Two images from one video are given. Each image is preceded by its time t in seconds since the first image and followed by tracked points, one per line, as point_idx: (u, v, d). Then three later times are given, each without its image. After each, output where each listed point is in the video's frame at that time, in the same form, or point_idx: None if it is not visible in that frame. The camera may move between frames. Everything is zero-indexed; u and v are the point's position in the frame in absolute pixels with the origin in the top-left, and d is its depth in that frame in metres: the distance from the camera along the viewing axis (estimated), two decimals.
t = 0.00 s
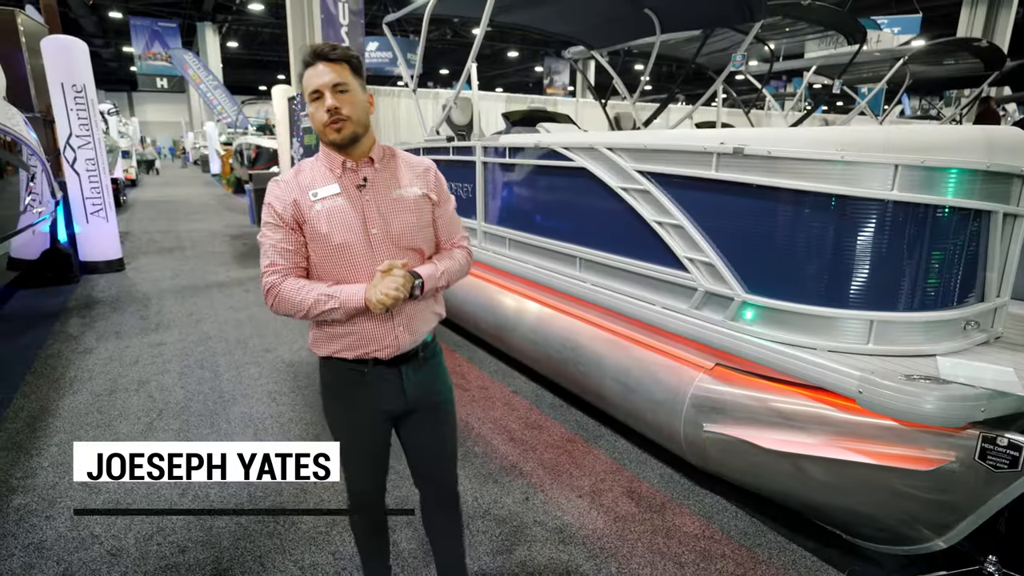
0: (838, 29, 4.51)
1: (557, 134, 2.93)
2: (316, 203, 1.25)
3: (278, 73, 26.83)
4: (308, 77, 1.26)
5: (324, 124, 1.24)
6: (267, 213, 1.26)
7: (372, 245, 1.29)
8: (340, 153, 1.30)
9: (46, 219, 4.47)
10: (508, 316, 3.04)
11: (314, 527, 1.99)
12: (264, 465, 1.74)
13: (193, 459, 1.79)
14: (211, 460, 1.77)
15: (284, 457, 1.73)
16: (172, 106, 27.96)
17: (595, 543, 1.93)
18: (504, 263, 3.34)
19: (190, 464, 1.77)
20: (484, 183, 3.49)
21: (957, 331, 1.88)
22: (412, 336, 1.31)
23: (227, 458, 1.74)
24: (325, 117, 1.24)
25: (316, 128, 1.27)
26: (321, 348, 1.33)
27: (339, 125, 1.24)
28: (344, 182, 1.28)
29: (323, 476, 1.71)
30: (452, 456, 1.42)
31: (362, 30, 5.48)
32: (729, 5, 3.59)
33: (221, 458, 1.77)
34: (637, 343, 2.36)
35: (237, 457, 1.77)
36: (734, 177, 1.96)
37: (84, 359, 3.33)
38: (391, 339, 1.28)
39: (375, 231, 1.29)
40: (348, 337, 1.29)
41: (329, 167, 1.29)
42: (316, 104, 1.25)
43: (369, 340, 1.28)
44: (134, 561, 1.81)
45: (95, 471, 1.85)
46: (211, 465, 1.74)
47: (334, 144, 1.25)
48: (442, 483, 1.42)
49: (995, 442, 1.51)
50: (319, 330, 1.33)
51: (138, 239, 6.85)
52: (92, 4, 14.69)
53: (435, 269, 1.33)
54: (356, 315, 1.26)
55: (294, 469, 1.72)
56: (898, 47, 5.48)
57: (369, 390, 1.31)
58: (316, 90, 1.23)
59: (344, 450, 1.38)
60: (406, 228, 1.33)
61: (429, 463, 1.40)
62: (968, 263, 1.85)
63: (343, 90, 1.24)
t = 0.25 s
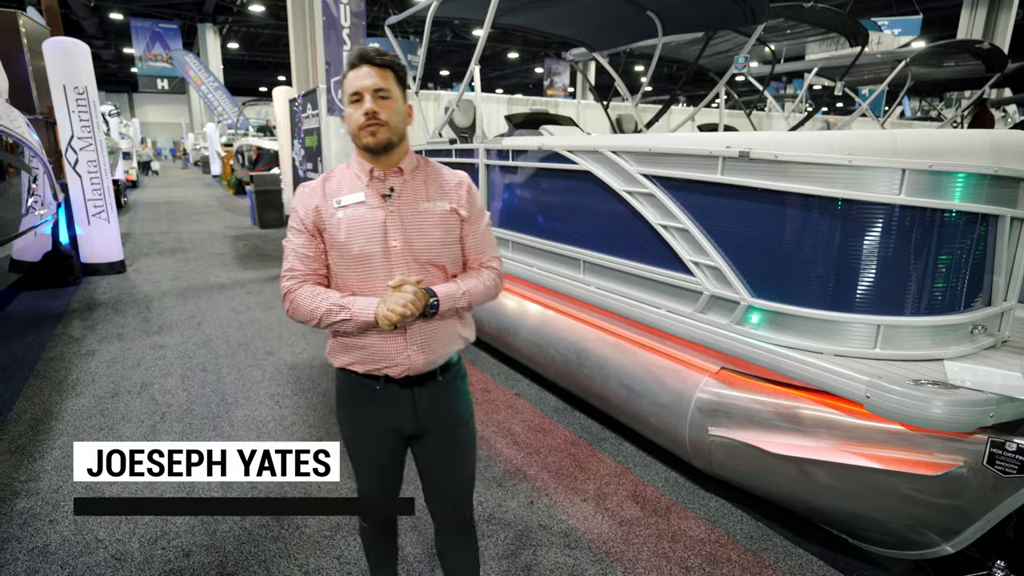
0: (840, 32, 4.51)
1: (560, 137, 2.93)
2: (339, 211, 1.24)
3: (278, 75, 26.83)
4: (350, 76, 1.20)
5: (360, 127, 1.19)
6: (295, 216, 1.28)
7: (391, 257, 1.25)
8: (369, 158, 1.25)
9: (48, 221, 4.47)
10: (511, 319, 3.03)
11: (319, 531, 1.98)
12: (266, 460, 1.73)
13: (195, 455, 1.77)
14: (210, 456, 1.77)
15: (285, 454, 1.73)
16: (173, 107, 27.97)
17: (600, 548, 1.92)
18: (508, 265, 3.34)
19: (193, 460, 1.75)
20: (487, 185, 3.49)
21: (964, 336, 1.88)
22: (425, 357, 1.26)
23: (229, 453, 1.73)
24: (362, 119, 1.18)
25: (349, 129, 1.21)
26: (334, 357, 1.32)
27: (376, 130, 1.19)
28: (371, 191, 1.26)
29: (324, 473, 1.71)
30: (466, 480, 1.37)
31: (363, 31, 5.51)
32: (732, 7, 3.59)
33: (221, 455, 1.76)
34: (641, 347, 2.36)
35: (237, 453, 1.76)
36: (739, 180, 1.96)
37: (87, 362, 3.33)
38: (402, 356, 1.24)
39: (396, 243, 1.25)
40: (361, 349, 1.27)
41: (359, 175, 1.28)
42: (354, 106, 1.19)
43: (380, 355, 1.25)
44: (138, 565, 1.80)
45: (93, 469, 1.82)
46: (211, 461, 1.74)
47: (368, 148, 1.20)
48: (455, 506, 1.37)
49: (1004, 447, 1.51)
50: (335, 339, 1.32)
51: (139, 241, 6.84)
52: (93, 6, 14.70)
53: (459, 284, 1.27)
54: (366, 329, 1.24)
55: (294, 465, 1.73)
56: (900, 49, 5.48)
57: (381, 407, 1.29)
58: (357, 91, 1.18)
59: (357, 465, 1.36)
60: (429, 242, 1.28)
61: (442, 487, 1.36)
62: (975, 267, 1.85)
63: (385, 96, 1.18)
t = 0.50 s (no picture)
0: (841, 32, 4.52)
1: (563, 138, 2.94)
2: (379, 208, 1.22)
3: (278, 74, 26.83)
4: (408, 71, 1.18)
5: (413, 123, 1.17)
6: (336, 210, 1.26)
7: (428, 258, 1.22)
8: (418, 155, 1.23)
9: (50, 222, 4.47)
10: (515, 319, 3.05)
11: (324, 532, 2.00)
12: (265, 459, 1.82)
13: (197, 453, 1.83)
14: (210, 454, 2.00)
15: (284, 451, 1.84)
16: (173, 106, 27.97)
17: (604, 547, 1.93)
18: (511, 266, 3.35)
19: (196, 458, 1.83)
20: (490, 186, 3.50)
21: (966, 337, 1.89)
22: (456, 366, 1.24)
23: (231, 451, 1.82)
24: (416, 116, 1.16)
25: (402, 123, 1.19)
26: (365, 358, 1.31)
27: (428, 129, 1.17)
28: (415, 190, 1.23)
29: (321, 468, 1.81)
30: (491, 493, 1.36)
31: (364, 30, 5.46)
32: (734, 8, 3.60)
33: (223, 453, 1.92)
34: (645, 347, 2.37)
35: (237, 451, 1.94)
36: (743, 182, 1.98)
37: (91, 362, 3.34)
38: (433, 363, 1.23)
39: (435, 245, 1.22)
40: (393, 351, 1.25)
41: (404, 173, 1.26)
42: (410, 102, 1.18)
43: (411, 360, 1.23)
44: (146, 565, 1.81)
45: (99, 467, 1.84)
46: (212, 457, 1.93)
47: (417, 145, 1.19)
48: (478, 519, 1.37)
49: (1006, 448, 1.52)
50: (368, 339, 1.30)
51: (141, 241, 6.85)
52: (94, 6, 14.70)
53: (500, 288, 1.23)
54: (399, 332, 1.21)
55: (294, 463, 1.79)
56: (900, 50, 5.48)
57: (409, 418, 1.26)
58: (414, 87, 1.16)
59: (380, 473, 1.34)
60: (469, 246, 1.24)
61: (466, 500, 1.35)
62: (977, 268, 1.86)
63: (442, 96, 1.17)
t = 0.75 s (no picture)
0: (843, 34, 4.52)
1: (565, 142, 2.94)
2: (419, 218, 1.15)
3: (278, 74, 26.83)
4: (461, 77, 1.13)
5: (462, 130, 1.11)
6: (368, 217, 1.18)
7: (467, 275, 1.16)
8: (460, 165, 1.17)
9: (52, 223, 4.48)
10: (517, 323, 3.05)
11: (327, 535, 2.00)
12: (264, 459, 1.71)
13: (194, 455, 1.88)
14: (208, 454, 1.89)
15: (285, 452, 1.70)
16: (174, 106, 27.99)
17: (606, 551, 1.94)
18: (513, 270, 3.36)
19: (191, 458, 1.86)
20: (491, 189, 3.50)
21: (967, 341, 1.90)
22: (489, 385, 1.19)
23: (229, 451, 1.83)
24: (466, 123, 1.11)
25: (449, 130, 1.13)
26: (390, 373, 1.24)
27: (477, 138, 1.11)
28: (456, 201, 1.16)
29: (323, 473, 1.71)
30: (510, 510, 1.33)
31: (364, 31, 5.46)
32: (735, 10, 3.60)
33: (221, 454, 1.86)
34: (647, 351, 2.37)
35: (237, 451, 1.83)
36: (744, 187, 1.98)
37: (93, 365, 3.35)
38: (467, 383, 1.17)
39: (476, 262, 1.16)
40: (426, 369, 1.18)
41: (445, 181, 1.19)
42: (460, 108, 1.12)
43: (443, 379, 1.17)
44: (149, 568, 1.82)
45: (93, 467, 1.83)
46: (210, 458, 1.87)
47: (463, 153, 1.12)
48: (492, 534, 1.34)
49: (1007, 453, 1.53)
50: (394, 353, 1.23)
51: (142, 242, 6.87)
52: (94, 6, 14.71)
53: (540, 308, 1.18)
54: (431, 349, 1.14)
55: (295, 465, 1.69)
56: (901, 51, 5.49)
57: (437, 432, 1.20)
58: (468, 94, 1.11)
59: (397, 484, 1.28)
60: (510, 264, 1.18)
61: (484, 516, 1.32)
62: (978, 271, 1.87)
63: (495, 106, 1.12)
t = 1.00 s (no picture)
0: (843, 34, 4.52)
1: (565, 144, 2.95)
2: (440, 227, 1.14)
3: (279, 74, 26.81)
4: (487, 82, 1.14)
5: (487, 136, 1.12)
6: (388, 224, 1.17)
7: (487, 286, 1.15)
8: (483, 172, 1.17)
9: (53, 224, 4.49)
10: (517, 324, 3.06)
11: (329, 537, 2.01)
12: (265, 460, 1.71)
13: (193, 454, 1.87)
14: (209, 453, 1.89)
15: (285, 453, 1.71)
16: (174, 106, 27.99)
17: (607, 552, 1.95)
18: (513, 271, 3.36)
19: (190, 457, 1.84)
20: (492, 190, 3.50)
21: (966, 344, 1.91)
22: (504, 398, 1.19)
23: (230, 450, 1.84)
24: (492, 128, 1.11)
25: (475, 135, 1.14)
26: (403, 381, 1.24)
27: (501, 144, 1.11)
28: (478, 211, 1.16)
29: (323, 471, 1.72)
30: (515, 517, 1.34)
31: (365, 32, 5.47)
32: (736, 11, 3.60)
33: (222, 453, 1.88)
34: (648, 353, 2.38)
35: (238, 450, 1.84)
36: (744, 190, 1.99)
37: (95, 365, 3.36)
38: (483, 396, 1.17)
39: (497, 273, 1.15)
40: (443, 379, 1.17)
41: (466, 189, 1.18)
42: (487, 113, 1.13)
43: (458, 391, 1.16)
44: (152, 570, 1.83)
45: (94, 466, 1.85)
46: (210, 457, 1.87)
47: (487, 159, 1.12)
48: (498, 540, 1.35)
49: (1006, 456, 1.54)
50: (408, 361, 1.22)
51: (143, 242, 6.88)
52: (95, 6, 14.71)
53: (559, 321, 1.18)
54: (446, 358, 1.14)
55: (295, 464, 1.70)
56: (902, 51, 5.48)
57: (451, 442, 1.20)
58: (494, 99, 1.12)
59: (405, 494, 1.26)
60: (531, 275, 1.18)
61: (490, 522, 1.33)
62: (978, 273, 1.87)
63: (521, 112, 1.12)
